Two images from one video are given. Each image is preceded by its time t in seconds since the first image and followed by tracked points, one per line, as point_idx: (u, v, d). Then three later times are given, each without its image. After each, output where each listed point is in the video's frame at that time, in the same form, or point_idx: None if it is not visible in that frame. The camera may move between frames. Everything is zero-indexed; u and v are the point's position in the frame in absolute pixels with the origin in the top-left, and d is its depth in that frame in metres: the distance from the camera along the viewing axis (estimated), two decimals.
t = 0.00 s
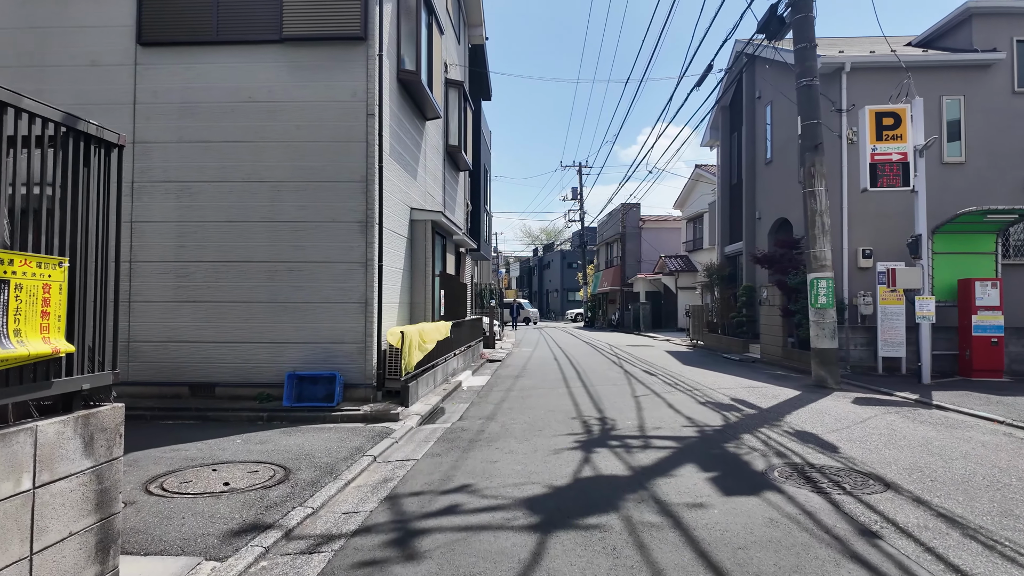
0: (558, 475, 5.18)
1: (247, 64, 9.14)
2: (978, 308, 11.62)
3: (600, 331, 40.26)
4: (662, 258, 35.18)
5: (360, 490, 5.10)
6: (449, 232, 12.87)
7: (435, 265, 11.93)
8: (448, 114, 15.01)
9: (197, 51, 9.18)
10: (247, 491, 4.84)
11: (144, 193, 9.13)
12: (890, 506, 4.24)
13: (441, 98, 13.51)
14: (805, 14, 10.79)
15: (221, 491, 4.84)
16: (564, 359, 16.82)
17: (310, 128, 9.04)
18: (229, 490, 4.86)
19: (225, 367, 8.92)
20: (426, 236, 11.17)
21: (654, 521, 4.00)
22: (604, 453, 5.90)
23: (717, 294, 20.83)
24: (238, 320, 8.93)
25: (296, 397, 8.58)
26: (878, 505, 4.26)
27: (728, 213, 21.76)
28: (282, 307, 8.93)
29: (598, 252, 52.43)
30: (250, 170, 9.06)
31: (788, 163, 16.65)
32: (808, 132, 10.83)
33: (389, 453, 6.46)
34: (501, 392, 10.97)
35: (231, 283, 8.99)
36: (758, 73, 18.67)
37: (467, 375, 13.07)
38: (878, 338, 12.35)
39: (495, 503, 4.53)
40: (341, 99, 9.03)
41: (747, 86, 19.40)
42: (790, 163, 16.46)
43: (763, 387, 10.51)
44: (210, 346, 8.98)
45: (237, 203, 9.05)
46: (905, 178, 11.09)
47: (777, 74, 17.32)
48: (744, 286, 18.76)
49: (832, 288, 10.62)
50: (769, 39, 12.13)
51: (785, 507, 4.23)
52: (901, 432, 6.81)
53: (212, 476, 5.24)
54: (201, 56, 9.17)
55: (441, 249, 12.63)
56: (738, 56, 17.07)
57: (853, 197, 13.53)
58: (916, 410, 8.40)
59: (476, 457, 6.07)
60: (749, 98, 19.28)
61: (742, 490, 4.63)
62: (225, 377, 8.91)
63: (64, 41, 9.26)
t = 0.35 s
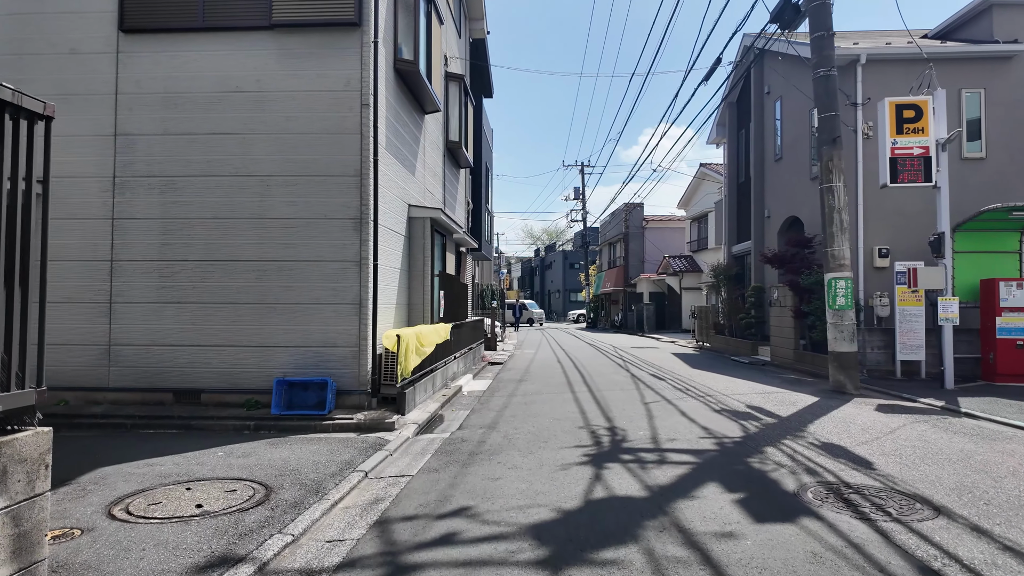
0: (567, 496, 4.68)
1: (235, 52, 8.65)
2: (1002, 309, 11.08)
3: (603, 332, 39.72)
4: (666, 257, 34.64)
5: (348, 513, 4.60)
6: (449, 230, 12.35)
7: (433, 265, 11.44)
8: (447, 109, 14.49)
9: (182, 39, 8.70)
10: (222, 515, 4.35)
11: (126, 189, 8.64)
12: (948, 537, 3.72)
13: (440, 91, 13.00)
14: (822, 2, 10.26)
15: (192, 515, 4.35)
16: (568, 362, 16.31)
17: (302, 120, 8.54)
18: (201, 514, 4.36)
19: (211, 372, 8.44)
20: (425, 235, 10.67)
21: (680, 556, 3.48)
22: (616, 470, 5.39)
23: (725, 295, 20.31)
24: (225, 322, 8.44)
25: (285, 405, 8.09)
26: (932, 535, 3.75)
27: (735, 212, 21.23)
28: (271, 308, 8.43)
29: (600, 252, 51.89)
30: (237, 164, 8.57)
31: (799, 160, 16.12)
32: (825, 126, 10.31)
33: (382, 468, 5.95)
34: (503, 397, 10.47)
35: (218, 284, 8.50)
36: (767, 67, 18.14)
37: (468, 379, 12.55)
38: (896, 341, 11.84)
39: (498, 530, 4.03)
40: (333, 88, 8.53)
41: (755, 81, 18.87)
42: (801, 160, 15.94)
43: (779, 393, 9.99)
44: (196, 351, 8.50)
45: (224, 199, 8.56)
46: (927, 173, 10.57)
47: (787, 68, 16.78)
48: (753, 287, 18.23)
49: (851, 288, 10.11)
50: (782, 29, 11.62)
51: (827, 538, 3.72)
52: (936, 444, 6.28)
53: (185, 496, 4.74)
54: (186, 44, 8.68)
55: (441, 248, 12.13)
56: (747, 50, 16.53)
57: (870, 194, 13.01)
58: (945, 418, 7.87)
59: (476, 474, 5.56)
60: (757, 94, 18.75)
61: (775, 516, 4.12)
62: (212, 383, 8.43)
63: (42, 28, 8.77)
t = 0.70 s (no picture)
0: (573, 516, 4.16)
1: (216, 34, 8.14)
2: None
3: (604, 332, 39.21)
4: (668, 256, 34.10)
5: (325, 535, 4.09)
6: (445, 225, 11.84)
7: (429, 261, 10.92)
8: (444, 101, 13.97)
9: (161, 20, 8.18)
10: (180, 539, 3.83)
11: (100, 179, 8.12)
12: (1016, 568, 3.20)
13: (436, 81, 12.48)
14: None
15: (147, 539, 3.84)
16: (570, 363, 15.79)
17: (287, 106, 8.03)
18: (157, 538, 3.85)
19: (190, 374, 7.92)
20: (419, 229, 10.16)
21: None
22: (626, 484, 4.87)
23: (730, 294, 19.78)
24: (205, 321, 7.93)
25: (268, 409, 7.57)
26: (997, 565, 3.23)
27: (740, 209, 20.72)
28: (255, 306, 7.91)
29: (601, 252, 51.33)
30: (218, 153, 8.05)
31: (807, 154, 15.61)
32: (840, 115, 9.80)
33: (368, 480, 5.44)
34: (501, 400, 9.96)
35: (198, 280, 7.98)
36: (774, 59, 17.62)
37: (466, 380, 12.04)
38: (912, 341, 11.32)
39: (493, 558, 3.50)
40: (321, 72, 8.02)
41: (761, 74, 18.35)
42: (810, 154, 15.43)
43: (793, 395, 9.47)
44: (174, 351, 7.97)
45: (204, 190, 8.03)
46: (947, 165, 10.05)
47: (796, 60, 16.27)
48: (759, 285, 17.71)
49: (868, 285, 9.60)
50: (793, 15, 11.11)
51: (876, 569, 3.21)
52: (973, 453, 5.77)
53: (142, 515, 4.23)
54: (165, 25, 8.17)
55: (437, 244, 11.62)
56: (754, 41, 16.03)
57: (883, 187, 12.50)
58: (975, 423, 7.35)
59: (470, 488, 5.04)
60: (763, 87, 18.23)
61: (811, 541, 3.60)
62: (191, 385, 7.91)
63: (12, 9, 8.26)
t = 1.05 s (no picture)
0: (575, 548, 3.62)
1: (193, 16, 7.61)
2: None
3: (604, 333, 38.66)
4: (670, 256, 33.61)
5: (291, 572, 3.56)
6: (440, 223, 11.30)
7: (422, 260, 10.39)
8: (440, 93, 13.45)
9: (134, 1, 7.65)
10: None
11: (68, 171, 7.58)
12: None
13: (431, 71, 11.95)
14: None
15: None
16: (571, 365, 15.26)
17: (269, 93, 7.49)
18: None
19: (163, 380, 7.38)
20: (412, 226, 9.63)
21: None
22: (634, 507, 4.33)
23: (735, 294, 19.25)
24: (179, 323, 7.39)
25: (247, 419, 7.03)
26: None
27: (745, 207, 20.18)
28: (233, 308, 7.38)
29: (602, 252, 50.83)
30: (194, 143, 7.51)
31: (817, 149, 15.08)
32: (857, 104, 9.27)
33: (348, 501, 4.90)
34: (498, 406, 9.42)
35: (173, 279, 7.45)
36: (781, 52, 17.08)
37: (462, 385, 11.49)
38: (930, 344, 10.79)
39: None
40: (304, 56, 7.49)
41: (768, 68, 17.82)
42: (819, 150, 14.90)
43: (808, 402, 8.93)
44: (146, 356, 7.43)
45: (179, 183, 7.50)
46: (969, 158, 9.52)
47: (804, 52, 15.74)
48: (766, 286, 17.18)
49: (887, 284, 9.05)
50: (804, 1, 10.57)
51: None
52: (1017, 469, 5.23)
53: (82, 547, 3.70)
54: (138, 7, 7.64)
55: (432, 242, 11.10)
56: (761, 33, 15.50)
57: (898, 183, 11.96)
58: (1008, 434, 6.81)
59: (460, 510, 4.50)
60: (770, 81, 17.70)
61: None
62: (164, 393, 7.37)
63: None
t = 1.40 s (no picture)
0: None
1: None
2: None
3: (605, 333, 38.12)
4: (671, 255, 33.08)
5: None
6: (434, 218, 10.75)
7: (415, 257, 9.85)
8: (435, 84, 12.90)
9: None
10: None
11: (30, 160, 7.03)
12: None
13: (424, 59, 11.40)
14: None
15: None
16: (571, 367, 14.74)
17: (246, 75, 6.95)
18: None
19: (132, 385, 6.83)
20: (402, 221, 9.09)
21: None
22: (645, 535, 3.78)
23: (740, 294, 18.70)
24: (150, 324, 6.85)
25: (222, 427, 6.47)
26: None
27: (750, 204, 19.64)
28: (207, 307, 6.83)
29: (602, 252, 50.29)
30: (166, 129, 6.96)
31: (826, 143, 14.54)
32: (875, 92, 8.72)
33: (322, 525, 4.36)
34: (495, 411, 8.89)
35: (143, 276, 6.90)
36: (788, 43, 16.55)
37: (457, 388, 10.94)
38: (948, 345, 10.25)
39: None
40: (283, 36, 6.94)
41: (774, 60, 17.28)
42: (829, 144, 14.36)
43: (824, 407, 8.37)
44: (113, 359, 6.88)
45: (149, 172, 6.95)
46: (994, 148, 8.97)
47: (812, 43, 15.22)
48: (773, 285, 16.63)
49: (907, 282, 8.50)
50: None
51: None
52: None
53: None
54: None
55: (425, 237, 10.56)
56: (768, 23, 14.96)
57: (914, 176, 11.42)
58: None
59: (446, 537, 3.96)
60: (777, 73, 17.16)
61: None
62: (133, 399, 6.83)
63: None
